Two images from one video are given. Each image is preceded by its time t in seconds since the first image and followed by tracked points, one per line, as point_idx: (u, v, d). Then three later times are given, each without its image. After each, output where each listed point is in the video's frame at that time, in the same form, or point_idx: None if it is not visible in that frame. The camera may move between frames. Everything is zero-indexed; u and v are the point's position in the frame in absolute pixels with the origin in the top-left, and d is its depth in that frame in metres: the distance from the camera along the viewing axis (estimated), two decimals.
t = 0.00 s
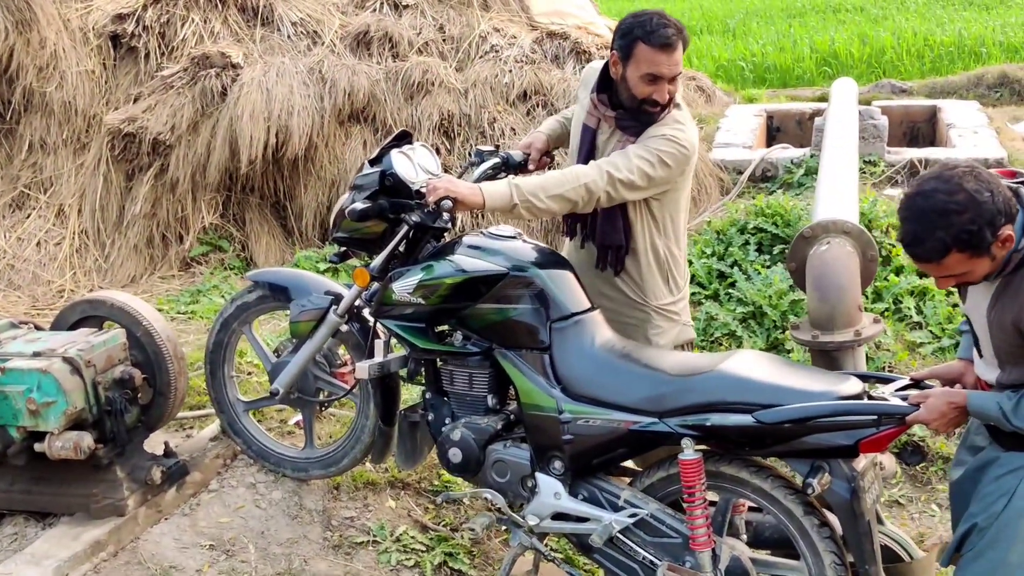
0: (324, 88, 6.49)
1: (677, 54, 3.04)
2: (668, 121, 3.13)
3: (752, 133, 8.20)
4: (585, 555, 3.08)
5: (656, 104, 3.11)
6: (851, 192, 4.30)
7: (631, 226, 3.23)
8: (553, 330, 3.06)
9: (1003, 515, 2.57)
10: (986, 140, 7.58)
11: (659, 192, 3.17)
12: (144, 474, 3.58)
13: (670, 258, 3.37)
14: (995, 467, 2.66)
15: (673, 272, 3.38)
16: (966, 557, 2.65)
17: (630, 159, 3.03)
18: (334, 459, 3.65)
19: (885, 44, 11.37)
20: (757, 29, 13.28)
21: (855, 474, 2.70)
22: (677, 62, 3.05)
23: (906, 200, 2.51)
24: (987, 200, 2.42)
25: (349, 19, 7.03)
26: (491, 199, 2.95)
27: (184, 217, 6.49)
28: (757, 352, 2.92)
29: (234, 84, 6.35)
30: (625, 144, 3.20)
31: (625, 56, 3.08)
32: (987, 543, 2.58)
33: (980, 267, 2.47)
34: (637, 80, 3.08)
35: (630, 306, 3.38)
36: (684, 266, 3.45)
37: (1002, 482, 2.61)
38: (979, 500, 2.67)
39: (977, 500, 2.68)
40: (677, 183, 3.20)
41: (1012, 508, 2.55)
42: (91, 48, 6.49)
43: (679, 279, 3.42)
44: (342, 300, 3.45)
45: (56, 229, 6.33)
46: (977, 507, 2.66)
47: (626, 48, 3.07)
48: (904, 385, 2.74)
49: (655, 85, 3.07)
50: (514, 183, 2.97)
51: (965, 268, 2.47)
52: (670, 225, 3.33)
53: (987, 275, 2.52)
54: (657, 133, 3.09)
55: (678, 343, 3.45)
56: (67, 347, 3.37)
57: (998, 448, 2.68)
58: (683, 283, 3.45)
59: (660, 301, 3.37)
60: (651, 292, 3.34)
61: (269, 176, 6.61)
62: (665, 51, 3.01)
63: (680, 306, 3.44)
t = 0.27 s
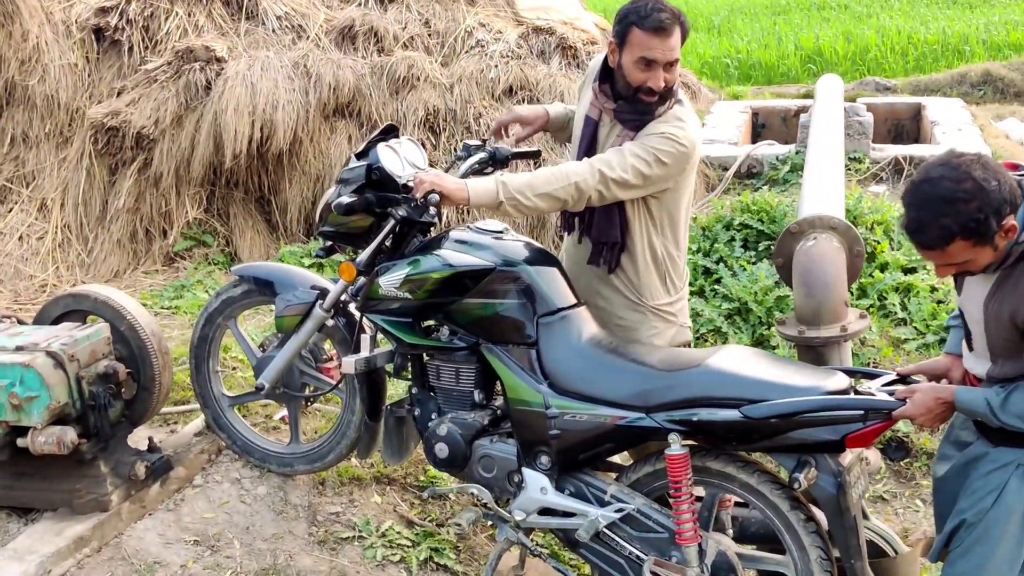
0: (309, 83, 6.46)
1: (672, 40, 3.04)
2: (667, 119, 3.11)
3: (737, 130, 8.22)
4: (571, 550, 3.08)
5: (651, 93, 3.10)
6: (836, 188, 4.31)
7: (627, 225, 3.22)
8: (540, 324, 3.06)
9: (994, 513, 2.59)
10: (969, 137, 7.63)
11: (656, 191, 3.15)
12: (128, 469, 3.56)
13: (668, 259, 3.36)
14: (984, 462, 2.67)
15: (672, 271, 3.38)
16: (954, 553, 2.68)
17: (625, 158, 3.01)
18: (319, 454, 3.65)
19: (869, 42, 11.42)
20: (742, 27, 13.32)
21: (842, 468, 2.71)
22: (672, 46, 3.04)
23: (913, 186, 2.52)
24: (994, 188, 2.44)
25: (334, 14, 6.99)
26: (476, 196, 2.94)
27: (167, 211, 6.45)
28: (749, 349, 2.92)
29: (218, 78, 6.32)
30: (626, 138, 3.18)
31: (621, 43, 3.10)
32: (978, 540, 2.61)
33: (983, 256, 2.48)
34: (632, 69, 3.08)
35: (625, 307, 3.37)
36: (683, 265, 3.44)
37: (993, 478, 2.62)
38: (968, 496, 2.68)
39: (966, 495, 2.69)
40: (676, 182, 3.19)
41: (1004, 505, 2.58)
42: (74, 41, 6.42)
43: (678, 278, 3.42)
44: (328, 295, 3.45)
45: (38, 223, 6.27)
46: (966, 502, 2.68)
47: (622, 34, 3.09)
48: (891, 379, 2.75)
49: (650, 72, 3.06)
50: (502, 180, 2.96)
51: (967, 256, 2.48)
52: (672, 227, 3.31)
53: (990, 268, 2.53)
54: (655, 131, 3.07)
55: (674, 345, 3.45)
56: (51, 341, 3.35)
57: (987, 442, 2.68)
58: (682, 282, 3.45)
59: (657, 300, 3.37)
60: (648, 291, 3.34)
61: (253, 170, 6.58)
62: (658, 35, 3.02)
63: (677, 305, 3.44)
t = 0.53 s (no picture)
0: (295, 79, 6.43)
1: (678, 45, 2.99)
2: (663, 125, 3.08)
3: (725, 128, 8.24)
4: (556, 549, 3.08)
5: (653, 99, 3.06)
6: (822, 187, 4.30)
7: (620, 228, 3.21)
8: (525, 323, 3.05)
9: (967, 508, 2.59)
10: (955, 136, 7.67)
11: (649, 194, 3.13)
12: (111, 468, 3.54)
13: (660, 261, 3.35)
14: (960, 457, 2.67)
15: (665, 274, 3.37)
16: (928, 546, 2.69)
17: (616, 163, 2.99)
18: (304, 452, 3.62)
19: (856, 40, 11.45)
20: (730, 24, 13.35)
21: (826, 468, 2.72)
22: (678, 54, 2.98)
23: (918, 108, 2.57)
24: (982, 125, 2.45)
25: (321, 9, 6.96)
26: (460, 195, 2.93)
27: (152, 208, 6.41)
28: (736, 348, 2.92)
29: (204, 74, 6.28)
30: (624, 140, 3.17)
31: (625, 44, 3.05)
32: (949, 533, 2.62)
33: (957, 188, 2.49)
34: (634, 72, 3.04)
35: (614, 309, 3.37)
36: (677, 268, 3.44)
37: (968, 474, 2.62)
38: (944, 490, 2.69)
39: (940, 489, 2.70)
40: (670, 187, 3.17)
41: (976, 502, 2.58)
42: (59, 36, 6.37)
43: (671, 281, 3.42)
44: (313, 292, 3.42)
45: (22, 219, 6.22)
46: (941, 496, 2.68)
47: (627, 35, 3.04)
48: (875, 378, 2.76)
49: (653, 77, 3.02)
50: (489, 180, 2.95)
51: (942, 182, 2.50)
52: (665, 231, 3.30)
53: (977, 215, 2.54)
54: (650, 136, 3.04)
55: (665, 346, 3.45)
56: (32, 338, 3.32)
57: (963, 437, 2.69)
58: (675, 285, 3.45)
59: (648, 302, 3.37)
60: (639, 293, 3.34)
61: (239, 167, 6.55)
62: (663, 42, 2.96)
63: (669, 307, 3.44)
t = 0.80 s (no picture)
0: (281, 74, 6.40)
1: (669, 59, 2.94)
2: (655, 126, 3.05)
3: (714, 124, 8.23)
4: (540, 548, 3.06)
5: (641, 109, 3.04)
6: (808, 185, 4.28)
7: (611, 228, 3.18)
8: (509, 320, 3.03)
9: (930, 504, 2.61)
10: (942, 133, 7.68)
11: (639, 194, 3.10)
12: (92, 466, 3.50)
13: (655, 259, 3.33)
14: (924, 451, 2.68)
15: (660, 271, 3.35)
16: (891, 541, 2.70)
17: (604, 163, 2.96)
18: (287, 450, 3.59)
19: (845, 37, 11.46)
20: (719, 20, 13.35)
21: (810, 466, 2.71)
22: (670, 68, 2.95)
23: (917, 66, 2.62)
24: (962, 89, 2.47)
25: (308, 4, 6.92)
26: (443, 192, 2.91)
27: (137, 203, 6.36)
28: (721, 346, 2.91)
29: (189, 69, 6.23)
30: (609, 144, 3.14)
31: (615, 54, 3.00)
32: (912, 529, 2.63)
33: (922, 140, 2.54)
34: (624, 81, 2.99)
35: (610, 306, 3.36)
36: (671, 266, 3.42)
37: (931, 470, 2.64)
38: (907, 485, 2.69)
39: (904, 484, 2.71)
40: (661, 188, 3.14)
41: (940, 498, 2.60)
42: (44, 30, 6.32)
43: (666, 278, 3.40)
44: (296, 289, 3.39)
45: (6, 214, 6.15)
46: (903, 491, 2.69)
47: (617, 47, 2.99)
48: (859, 376, 2.75)
49: (643, 90, 2.99)
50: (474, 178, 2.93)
51: (909, 131, 2.56)
52: (658, 228, 3.29)
53: (949, 173, 2.58)
54: (640, 136, 3.01)
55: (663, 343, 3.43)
56: (13, 336, 3.30)
57: (926, 432, 2.70)
58: (671, 282, 3.43)
59: (643, 301, 3.34)
60: (634, 291, 3.32)
61: (224, 162, 6.50)
62: (655, 56, 2.92)
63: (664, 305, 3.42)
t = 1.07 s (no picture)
0: (266, 66, 6.36)
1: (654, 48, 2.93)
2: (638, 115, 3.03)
3: (702, 118, 8.22)
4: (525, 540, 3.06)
5: (625, 98, 3.03)
6: (794, 177, 4.28)
7: (595, 218, 3.17)
8: (492, 312, 3.02)
9: (904, 493, 2.64)
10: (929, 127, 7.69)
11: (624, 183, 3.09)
12: (74, 459, 3.48)
13: (639, 249, 3.32)
14: (901, 439, 2.69)
15: (643, 262, 3.34)
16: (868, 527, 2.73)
17: (588, 152, 2.94)
18: (271, 444, 3.57)
19: (834, 30, 11.46)
20: (708, 13, 13.34)
21: (794, 457, 2.71)
22: (654, 57, 2.94)
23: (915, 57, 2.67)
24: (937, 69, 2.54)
25: None
26: (427, 183, 2.90)
27: (122, 196, 6.32)
28: (704, 337, 2.90)
29: (174, 60, 6.19)
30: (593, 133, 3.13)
31: (600, 42, 2.98)
32: (888, 516, 2.66)
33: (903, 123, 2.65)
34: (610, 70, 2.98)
35: (594, 300, 3.35)
36: (655, 258, 3.41)
37: (906, 458, 2.65)
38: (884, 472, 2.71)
39: (880, 471, 2.73)
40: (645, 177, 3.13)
41: (914, 486, 2.62)
42: (27, 22, 6.25)
43: (649, 270, 3.39)
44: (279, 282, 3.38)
45: None
46: (880, 478, 2.71)
47: (603, 34, 2.96)
48: (842, 367, 2.75)
49: (626, 78, 2.98)
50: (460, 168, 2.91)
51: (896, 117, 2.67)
52: (641, 219, 3.27)
53: (925, 155, 2.65)
54: (623, 125, 2.99)
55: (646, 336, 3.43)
56: None
57: (902, 419, 2.71)
58: (653, 274, 3.42)
59: (626, 292, 3.34)
60: (617, 282, 3.31)
61: (210, 154, 6.46)
62: (641, 45, 2.90)
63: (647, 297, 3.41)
